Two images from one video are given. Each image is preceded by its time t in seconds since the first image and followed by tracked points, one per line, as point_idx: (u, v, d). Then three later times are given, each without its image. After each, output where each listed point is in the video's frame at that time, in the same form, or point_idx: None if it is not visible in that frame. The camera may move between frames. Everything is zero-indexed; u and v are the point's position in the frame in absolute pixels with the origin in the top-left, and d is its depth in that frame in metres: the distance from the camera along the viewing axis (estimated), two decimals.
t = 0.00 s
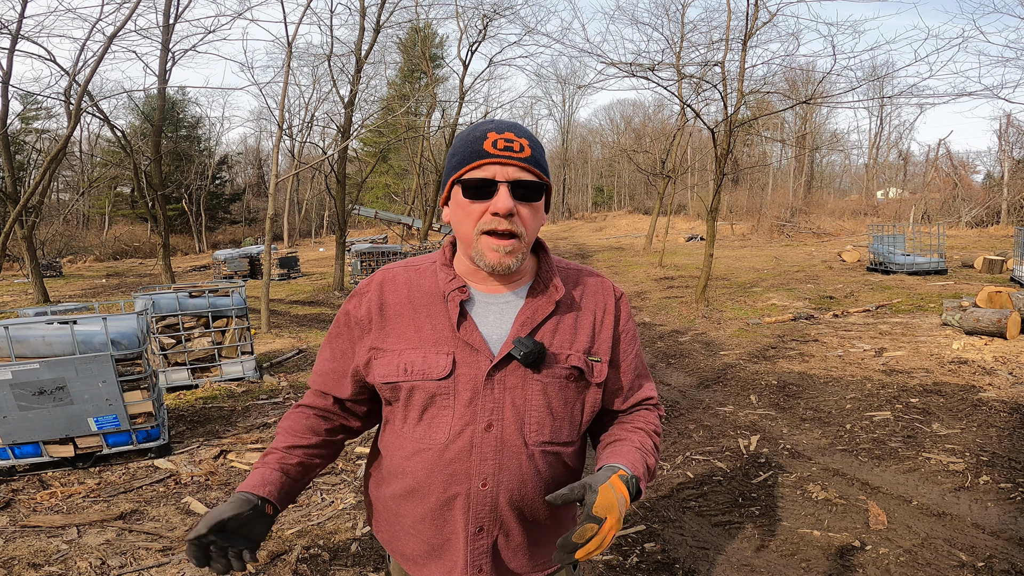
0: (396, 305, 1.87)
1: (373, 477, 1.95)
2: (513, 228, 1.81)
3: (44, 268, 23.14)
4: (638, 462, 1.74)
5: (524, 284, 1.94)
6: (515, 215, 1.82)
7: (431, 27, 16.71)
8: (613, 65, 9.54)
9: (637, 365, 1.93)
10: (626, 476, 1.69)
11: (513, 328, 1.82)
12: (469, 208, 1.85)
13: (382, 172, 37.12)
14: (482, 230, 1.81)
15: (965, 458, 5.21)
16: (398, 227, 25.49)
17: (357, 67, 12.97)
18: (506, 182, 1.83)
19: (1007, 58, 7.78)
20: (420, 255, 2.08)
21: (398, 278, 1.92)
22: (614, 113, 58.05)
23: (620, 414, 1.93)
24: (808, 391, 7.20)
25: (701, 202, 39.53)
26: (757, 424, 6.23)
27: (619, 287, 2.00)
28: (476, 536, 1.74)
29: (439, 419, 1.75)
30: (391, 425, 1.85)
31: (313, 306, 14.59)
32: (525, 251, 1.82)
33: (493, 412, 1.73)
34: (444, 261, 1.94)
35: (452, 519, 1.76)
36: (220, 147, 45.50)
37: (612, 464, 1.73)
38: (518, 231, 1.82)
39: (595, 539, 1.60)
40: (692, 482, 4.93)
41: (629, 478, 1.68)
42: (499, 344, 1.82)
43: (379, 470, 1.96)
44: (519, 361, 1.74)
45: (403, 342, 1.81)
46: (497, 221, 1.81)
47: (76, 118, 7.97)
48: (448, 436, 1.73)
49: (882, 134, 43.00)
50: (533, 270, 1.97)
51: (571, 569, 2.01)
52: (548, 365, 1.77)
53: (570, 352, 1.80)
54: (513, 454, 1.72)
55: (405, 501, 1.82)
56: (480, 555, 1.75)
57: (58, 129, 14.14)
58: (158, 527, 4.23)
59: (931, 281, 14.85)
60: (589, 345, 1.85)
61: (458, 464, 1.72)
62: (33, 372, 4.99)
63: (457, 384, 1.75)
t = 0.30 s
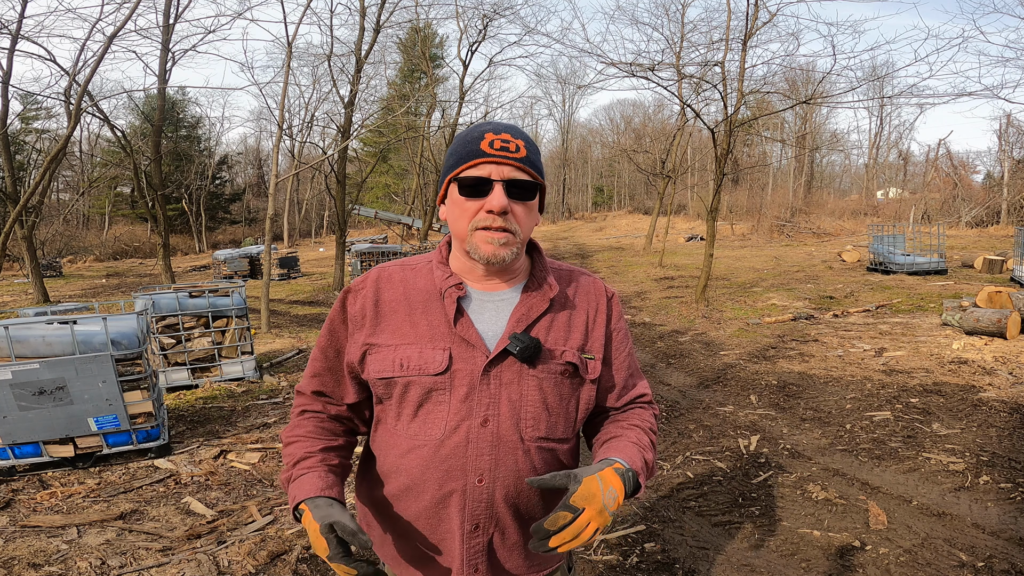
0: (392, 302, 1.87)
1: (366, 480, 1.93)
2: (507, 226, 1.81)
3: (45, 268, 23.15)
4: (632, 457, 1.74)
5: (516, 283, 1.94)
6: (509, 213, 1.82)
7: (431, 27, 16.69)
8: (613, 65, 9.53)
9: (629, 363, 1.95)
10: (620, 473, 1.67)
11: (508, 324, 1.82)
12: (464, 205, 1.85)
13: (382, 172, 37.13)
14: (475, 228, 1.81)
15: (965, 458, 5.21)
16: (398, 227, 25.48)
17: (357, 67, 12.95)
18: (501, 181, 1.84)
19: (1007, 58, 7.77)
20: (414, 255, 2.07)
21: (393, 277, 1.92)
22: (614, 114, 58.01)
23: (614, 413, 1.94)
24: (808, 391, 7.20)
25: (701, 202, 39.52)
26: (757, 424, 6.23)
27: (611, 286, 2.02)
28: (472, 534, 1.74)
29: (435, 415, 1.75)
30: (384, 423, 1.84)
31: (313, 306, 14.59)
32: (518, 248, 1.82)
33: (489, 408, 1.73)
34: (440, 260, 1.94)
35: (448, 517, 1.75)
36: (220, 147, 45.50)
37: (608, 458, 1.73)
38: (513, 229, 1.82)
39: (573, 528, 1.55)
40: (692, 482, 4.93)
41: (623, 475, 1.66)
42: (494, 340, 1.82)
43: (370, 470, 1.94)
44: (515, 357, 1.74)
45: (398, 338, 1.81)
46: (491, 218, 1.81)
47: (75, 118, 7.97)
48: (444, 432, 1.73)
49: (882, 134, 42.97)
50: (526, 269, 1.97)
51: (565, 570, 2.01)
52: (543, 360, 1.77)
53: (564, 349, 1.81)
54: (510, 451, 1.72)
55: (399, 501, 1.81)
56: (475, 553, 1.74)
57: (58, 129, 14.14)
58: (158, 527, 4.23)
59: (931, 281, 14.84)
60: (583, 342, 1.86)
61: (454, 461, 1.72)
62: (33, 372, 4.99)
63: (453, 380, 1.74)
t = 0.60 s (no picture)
0: (392, 302, 1.86)
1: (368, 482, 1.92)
2: (505, 226, 1.81)
3: (45, 268, 23.15)
4: (628, 447, 1.74)
5: (516, 282, 1.93)
6: (507, 214, 1.82)
7: (431, 27, 16.67)
8: (613, 65, 9.53)
9: (629, 361, 1.95)
10: (605, 458, 1.64)
11: (507, 325, 1.82)
12: (461, 207, 1.85)
13: (382, 172, 37.15)
14: (474, 229, 1.81)
15: (965, 458, 5.21)
16: (398, 227, 25.47)
17: (357, 67, 12.94)
18: (497, 181, 1.84)
19: (1007, 58, 7.77)
20: (415, 255, 2.07)
21: (393, 277, 1.92)
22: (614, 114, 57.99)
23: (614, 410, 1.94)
24: (808, 391, 7.20)
25: (701, 202, 39.52)
26: (757, 424, 6.23)
27: (609, 283, 2.02)
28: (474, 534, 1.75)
29: (434, 415, 1.75)
30: (383, 424, 1.84)
31: (313, 306, 14.59)
32: (517, 248, 1.82)
33: (489, 408, 1.74)
34: (440, 260, 1.94)
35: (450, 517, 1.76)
36: (220, 147, 45.52)
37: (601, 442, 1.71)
38: (511, 229, 1.82)
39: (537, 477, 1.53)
40: (692, 482, 4.93)
41: (607, 462, 1.64)
42: (493, 340, 1.82)
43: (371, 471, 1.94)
44: (514, 357, 1.74)
45: (397, 338, 1.81)
46: (490, 219, 1.81)
47: (76, 118, 7.97)
48: (444, 432, 1.73)
49: (882, 134, 42.94)
50: (525, 269, 1.97)
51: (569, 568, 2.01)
52: (542, 360, 1.77)
53: (564, 348, 1.81)
54: (509, 446, 1.73)
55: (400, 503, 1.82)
56: (477, 553, 1.75)
57: (58, 129, 14.15)
58: (158, 527, 4.23)
59: (931, 281, 14.83)
60: (583, 341, 1.87)
61: (454, 461, 1.73)
62: (33, 372, 4.99)
63: (453, 381, 1.74)
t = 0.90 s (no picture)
0: (392, 301, 1.87)
1: (369, 480, 1.93)
2: (502, 237, 1.81)
3: (44, 268, 23.16)
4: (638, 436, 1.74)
5: (515, 284, 1.94)
6: (504, 225, 1.82)
7: (431, 27, 16.67)
8: (613, 65, 9.53)
9: (632, 358, 1.93)
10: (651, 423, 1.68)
11: (507, 325, 1.82)
12: (459, 218, 1.85)
13: (382, 172, 37.14)
14: (471, 241, 1.82)
15: (965, 458, 5.21)
16: (398, 227, 25.48)
17: (357, 67, 12.93)
18: (494, 193, 1.83)
19: (1007, 58, 7.77)
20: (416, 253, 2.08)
21: (394, 275, 1.92)
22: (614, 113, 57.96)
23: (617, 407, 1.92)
24: (808, 391, 7.20)
25: (701, 202, 39.52)
26: (757, 424, 6.23)
27: (611, 282, 2.02)
28: (474, 535, 1.75)
29: (433, 416, 1.73)
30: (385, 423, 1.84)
31: (313, 306, 14.59)
32: (515, 256, 1.83)
33: (489, 408, 1.74)
34: (440, 261, 1.95)
35: (450, 519, 1.76)
36: (220, 147, 45.51)
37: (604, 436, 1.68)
38: (508, 238, 1.82)
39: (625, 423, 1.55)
40: (692, 482, 4.93)
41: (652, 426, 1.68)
42: (493, 341, 1.82)
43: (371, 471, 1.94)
44: (514, 357, 1.74)
45: (397, 339, 1.81)
46: (486, 233, 1.81)
47: (76, 118, 7.97)
48: (444, 432, 1.72)
49: (882, 134, 42.91)
50: (525, 269, 1.97)
51: (571, 568, 2.01)
52: (542, 360, 1.76)
53: (564, 348, 1.80)
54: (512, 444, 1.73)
55: (401, 504, 1.82)
56: (478, 553, 1.75)
57: (58, 129, 14.15)
58: (158, 527, 4.23)
59: (931, 281, 14.83)
60: (583, 340, 1.86)
61: (456, 460, 1.73)
62: (34, 372, 4.99)
63: (452, 381, 1.74)
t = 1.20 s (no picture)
0: (393, 302, 1.86)
1: (372, 486, 1.91)
2: (511, 235, 1.82)
3: (44, 268, 23.15)
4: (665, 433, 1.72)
5: (522, 282, 1.95)
6: (513, 223, 1.82)
7: (431, 27, 16.68)
8: (613, 65, 9.52)
9: (638, 357, 1.95)
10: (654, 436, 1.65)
11: (516, 327, 1.83)
12: (466, 215, 1.84)
13: (382, 172, 37.12)
14: (479, 239, 1.82)
15: (965, 458, 5.21)
16: (398, 227, 25.47)
17: (357, 67, 12.94)
18: (503, 189, 1.83)
19: (1007, 58, 7.77)
20: (414, 253, 2.08)
21: (395, 276, 1.91)
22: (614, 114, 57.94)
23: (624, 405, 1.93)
24: (808, 391, 7.20)
25: (701, 202, 39.51)
26: (757, 424, 6.23)
27: (615, 279, 2.03)
28: (488, 539, 1.75)
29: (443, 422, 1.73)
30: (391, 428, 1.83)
31: (313, 306, 14.60)
32: (523, 255, 1.83)
33: (501, 412, 1.74)
34: (443, 261, 1.95)
35: (462, 524, 1.76)
36: (220, 147, 45.51)
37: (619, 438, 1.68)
38: (516, 237, 1.83)
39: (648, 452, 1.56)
40: (692, 482, 4.93)
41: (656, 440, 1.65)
42: (501, 343, 1.83)
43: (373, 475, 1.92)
44: (524, 359, 1.75)
45: (402, 343, 1.81)
46: (495, 230, 1.81)
47: (76, 118, 7.97)
48: (454, 438, 1.72)
49: (882, 134, 42.91)
50: (530, 268, 1.98)
51: (576, 566, 2.03)
52: (553, 362, 1.77)
53: (574, 348, 1.81)
54: (524, 447, 1.74)
55: (409, 510, 1.80)
56: (492, 557, 1.75)
57: (58, 129, 14.15)
58: (158, 527, 4.23)
59: (931, 281, 14.83)
60: (592, 340, 1.87)
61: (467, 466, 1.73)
62: (34, 372, 4.99)
63: (462, 385, 1.74)
